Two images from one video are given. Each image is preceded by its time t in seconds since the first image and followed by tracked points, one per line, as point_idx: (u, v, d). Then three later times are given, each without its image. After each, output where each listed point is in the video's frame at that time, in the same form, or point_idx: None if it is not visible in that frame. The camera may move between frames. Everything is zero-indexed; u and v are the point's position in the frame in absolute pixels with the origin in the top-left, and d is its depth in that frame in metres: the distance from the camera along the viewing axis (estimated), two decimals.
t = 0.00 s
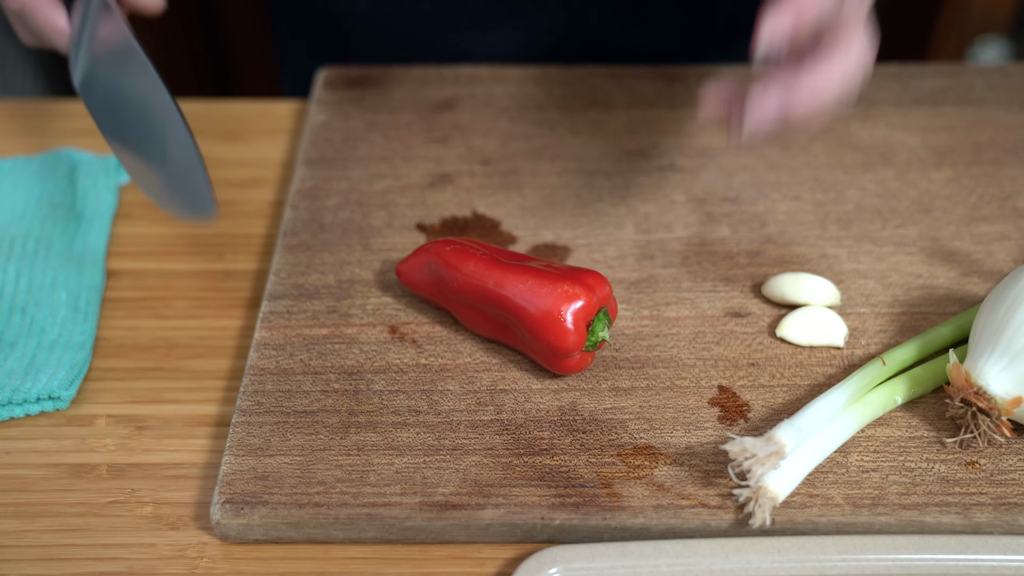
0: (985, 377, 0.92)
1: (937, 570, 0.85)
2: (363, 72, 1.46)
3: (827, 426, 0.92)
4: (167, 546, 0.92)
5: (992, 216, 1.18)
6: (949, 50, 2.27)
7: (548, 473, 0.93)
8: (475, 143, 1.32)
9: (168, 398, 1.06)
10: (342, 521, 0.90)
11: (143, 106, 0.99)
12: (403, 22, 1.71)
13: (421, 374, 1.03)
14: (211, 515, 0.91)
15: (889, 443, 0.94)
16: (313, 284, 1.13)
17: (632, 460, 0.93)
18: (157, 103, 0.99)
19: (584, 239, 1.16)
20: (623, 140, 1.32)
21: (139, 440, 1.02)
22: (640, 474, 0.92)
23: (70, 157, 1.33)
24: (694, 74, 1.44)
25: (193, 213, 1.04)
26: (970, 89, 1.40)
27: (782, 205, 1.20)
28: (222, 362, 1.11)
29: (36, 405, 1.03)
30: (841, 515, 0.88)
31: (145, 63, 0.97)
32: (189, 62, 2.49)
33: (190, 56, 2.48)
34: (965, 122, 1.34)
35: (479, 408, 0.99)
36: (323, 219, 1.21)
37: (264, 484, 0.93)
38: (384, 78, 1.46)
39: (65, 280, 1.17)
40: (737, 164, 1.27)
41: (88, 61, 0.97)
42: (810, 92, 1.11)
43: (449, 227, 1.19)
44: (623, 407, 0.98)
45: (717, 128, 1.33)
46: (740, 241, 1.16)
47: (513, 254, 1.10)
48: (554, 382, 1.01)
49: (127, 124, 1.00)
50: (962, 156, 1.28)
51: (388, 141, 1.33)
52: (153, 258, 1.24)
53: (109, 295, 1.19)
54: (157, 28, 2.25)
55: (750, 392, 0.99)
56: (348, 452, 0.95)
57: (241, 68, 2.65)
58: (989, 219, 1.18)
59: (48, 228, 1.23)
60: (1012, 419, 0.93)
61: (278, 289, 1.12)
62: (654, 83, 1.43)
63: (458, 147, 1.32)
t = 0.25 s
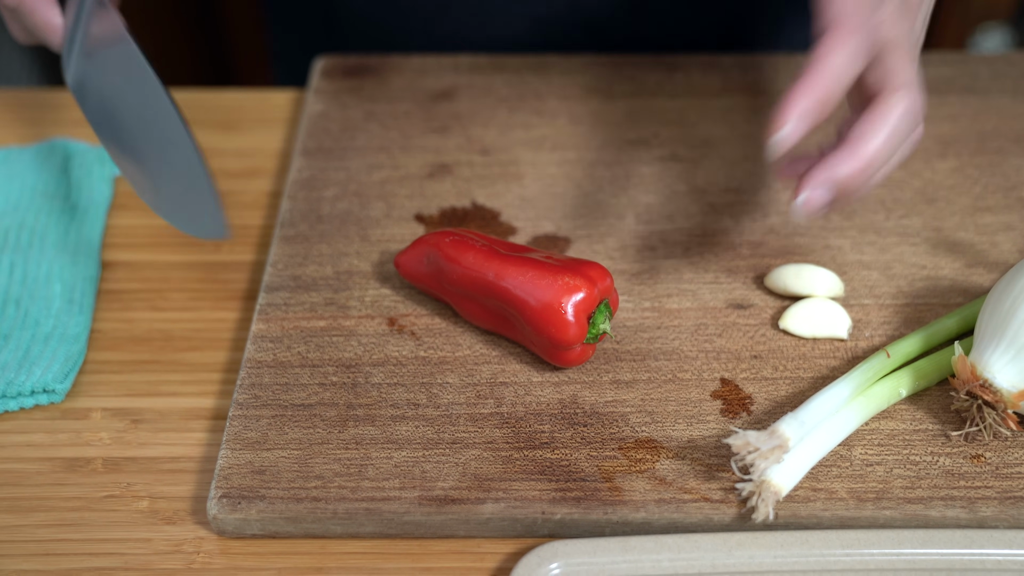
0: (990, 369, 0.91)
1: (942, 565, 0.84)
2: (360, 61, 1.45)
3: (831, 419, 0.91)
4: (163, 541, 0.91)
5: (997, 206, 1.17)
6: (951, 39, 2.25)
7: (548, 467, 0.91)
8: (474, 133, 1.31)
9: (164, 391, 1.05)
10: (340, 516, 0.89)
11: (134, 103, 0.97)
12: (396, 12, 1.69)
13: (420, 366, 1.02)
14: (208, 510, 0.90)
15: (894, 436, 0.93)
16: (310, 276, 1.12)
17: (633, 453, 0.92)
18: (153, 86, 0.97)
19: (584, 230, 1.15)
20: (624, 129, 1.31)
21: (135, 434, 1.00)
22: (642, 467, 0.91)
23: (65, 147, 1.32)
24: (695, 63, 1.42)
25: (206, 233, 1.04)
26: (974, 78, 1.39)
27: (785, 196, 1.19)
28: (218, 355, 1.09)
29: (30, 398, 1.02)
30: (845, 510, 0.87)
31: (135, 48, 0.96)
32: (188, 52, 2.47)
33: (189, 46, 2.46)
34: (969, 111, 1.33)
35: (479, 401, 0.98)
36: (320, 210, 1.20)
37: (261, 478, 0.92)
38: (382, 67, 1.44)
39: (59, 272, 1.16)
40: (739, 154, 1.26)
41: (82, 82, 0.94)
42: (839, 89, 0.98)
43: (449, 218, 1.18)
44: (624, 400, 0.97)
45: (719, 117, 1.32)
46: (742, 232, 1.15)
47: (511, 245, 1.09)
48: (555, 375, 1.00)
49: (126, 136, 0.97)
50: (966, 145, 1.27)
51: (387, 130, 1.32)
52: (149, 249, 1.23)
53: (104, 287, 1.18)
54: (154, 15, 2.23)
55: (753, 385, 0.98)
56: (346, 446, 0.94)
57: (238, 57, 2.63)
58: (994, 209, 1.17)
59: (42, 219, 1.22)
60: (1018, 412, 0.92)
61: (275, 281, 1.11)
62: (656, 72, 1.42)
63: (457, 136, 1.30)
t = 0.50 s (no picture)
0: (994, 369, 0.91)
1: (945, 567, 0.84)
2: (360, 58, 1.44)
3: (834, 421, 0.90)
4: (162, 542, 0.90)
5: (1000, 206, 1.17)
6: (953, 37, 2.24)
7: (549, 468, 0.91)
8: (475, 131, 1.30)
9: (163, 391, 1.04)
10: (340, 517, 0.88)
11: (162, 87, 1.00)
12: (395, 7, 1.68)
13: (421, 366, 1.01)
14: (207, 511, 0.90)
15: (896, 437, 0.93)
16: (310, 275, 1.12)
17: (635, 454, 0.92)
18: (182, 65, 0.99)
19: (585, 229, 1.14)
20: (625, 127, 1.30)
21: (133, 434, 1.00)
22: (644, 468, 0.91)
23: (63, 144, 1.31)
24: (697, 61, 1.42)
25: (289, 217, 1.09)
26: (977, 75, 1.38)
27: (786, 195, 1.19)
28: (217, 354, 1.09)
29: (29, 398, 1.01)
30: (847, 511, 0.87)
31: (154, 26, 0.97)
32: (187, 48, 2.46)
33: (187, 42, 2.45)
34: (972, 109, 1.32)
35: (479, 401, 0.97)
36: (320, 208, 1.19)
37: (261, 479, 0.91)
38: (382, 64, 1.44)
39: (58, 270, 1.15)
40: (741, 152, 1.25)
41: (88, 65, 0.96)
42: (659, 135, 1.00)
43: (449, 217, 1.17)
44: (625, 401, 0.97)
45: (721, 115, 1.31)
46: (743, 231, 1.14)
47: (509, 244, 1.08)
48: (556, 375, 1.00)
49: (166, 125, 1.01)
50: (969, 143, 1.26)
51: (387, 128, 1.31)
52: (148, 248, 1.22)
53: (103, 285, 1.17)
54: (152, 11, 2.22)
55: (755, 385, 0.98)
56: (346, 447, 0.94)
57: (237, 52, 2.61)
58: (997, 208, 1.16)
59: (41, 217, 1.21)
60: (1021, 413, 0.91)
61: (274, 280, 1.11)
62: (657, 70, 1.41)
63: (457, 135, 1.30)
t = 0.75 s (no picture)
0: (994, 370, 0.90)
1: (944, 568, 0.84)
2: (360, 58, 1.44)
3: (833, 421, 0.90)
4: (161, 542, 0.90)
5: (1000, 206, 1.17)
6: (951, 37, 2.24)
7: (549, 469, 0.91)
8: (474, 131, 1.30)
9: (162, 391, 1.04)
10: (339, 517, 0.88)
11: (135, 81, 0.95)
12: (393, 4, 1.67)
13: (420, 367, 1.01)
14: (205, 511, 0.89)
15: (896, 437, 0.92)
16: (310, 275, 1.12)
17: (634, 455, 0.92)
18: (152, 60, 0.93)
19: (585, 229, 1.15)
20: (625, 127, 1.30)
21: (132, 434, 1.00)
22: (644, 469, 0.91)
23: (62, 143, 1.31)
24: (697, 61, 1.42)
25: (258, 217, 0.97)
26: (976, 76, 1.38)
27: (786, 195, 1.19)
28: (215, 354, 1.09)
29: (27, 398, 1.01)
30: (847, 511, 0.87)
31: (121, 20, 0.92)
32: (185, 49, 2.46)
33: (186, 42, 2.45)
34: (972, 109, 1.32)
35: (479, 401, 0.97)
36: (319, 208, 1.19)
37: (260, 479, 0.91)
38: (381, 64, 1.43)
39: (57, 270, 1.15)
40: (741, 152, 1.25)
41: (64, 62, 0.92)
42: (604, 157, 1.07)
43: (448, 217, 1.17)
44: (625, 401, 0.97)
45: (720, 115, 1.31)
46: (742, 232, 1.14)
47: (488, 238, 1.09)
48: (556, 375, 1.00)
49: (144, 126, 0.96)
50: (969, 144, 1.26)
51: (386, 128, 1.31)
52: (147, 248, 1.22)
53: (102, 285, 1.17)
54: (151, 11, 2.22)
55: (754, 385, 0.98)
56: (345, 447, 0.93)
57: (236, 53, 2.61)
58: (997, 209, 1.16)
59: (40, 217, 1.21)
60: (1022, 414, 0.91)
61: (273, 280, 1.11)
62: (657, 70, 1.41)
63: (457, 135, 1.30)
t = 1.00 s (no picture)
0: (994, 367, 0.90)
1: (944, 565, 0.83)
2: (359, 55, 1.44)
3: (833, 417, 0.90)
4: (159, 539, 0.90)
5: (1001, 202, 1.16)
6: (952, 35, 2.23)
7: (548, 465, 0.91)
8: (473, 128, 1.30)
9: (161, 388, 1.04)
10: (338, 514, 0.88)
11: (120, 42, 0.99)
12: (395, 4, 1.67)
13: (419, 364, 1.01)
14: (204, 508, 0.89)
15: (896, 434, 0.92)
16: (309, 272, 1.12)
17: (633, 451, 0.92)
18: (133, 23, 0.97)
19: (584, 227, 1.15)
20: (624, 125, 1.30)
21: (131, 431, 1.00)
22: (643, 466, 0.90)
23: (61, 141, 1.31)
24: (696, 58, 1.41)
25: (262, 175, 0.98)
26: (977, 72, 1.38)
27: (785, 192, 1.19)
28: (214, 351, 1.09)
29: (25, 395, 1.01)
30: (847, 508, 0.87)
31: None
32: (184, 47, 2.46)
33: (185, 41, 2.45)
34: (972, 106, 1.32)
35: (478, 398, 0.97)
36: (318, 205, 1.19)
37: (258, 477, 0.91)
38: (380, 61, 1.43)
39: (55, 268, 1.15)
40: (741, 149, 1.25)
41: (51, 31, 1.01)
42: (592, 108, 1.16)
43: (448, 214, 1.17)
44: (624, 398, 0.97)
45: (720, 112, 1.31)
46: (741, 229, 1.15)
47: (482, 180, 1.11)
48: (555, 372, 1.00)
49: (132, 91, 1.01)
50: (969, 140, 1.26)
51: (385, 125, 1.31)
52: (145, 245, 1.22)
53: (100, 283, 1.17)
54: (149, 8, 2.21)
55: (754, 382, 0.97)
56: (344, 444, 0.93)
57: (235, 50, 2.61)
58: (998, 205, 1.16)
59: (38, 214, 1.21)
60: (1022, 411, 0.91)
61: (272, 277, 1.11)
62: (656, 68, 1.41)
63: (456, 132, 1.29)
